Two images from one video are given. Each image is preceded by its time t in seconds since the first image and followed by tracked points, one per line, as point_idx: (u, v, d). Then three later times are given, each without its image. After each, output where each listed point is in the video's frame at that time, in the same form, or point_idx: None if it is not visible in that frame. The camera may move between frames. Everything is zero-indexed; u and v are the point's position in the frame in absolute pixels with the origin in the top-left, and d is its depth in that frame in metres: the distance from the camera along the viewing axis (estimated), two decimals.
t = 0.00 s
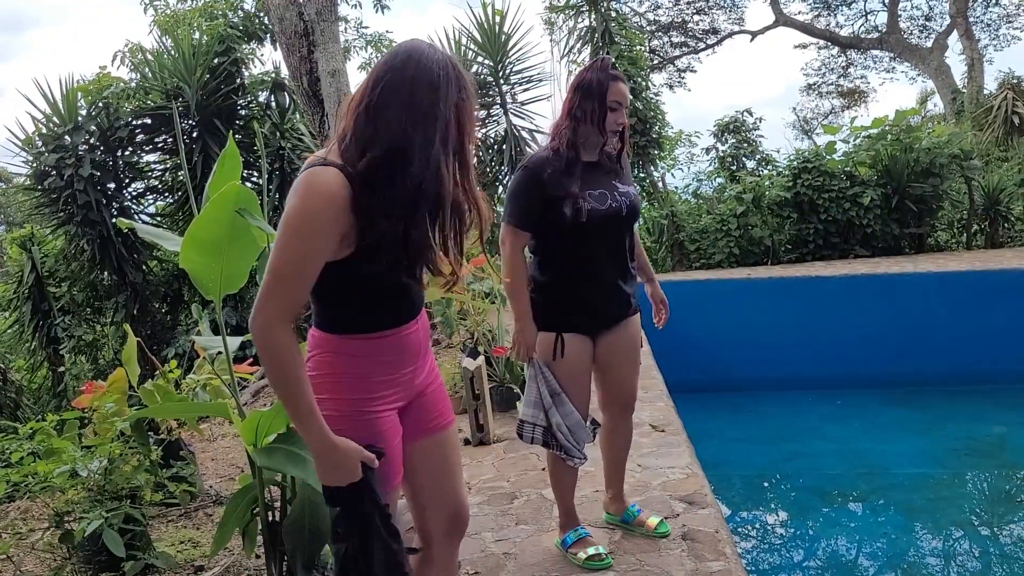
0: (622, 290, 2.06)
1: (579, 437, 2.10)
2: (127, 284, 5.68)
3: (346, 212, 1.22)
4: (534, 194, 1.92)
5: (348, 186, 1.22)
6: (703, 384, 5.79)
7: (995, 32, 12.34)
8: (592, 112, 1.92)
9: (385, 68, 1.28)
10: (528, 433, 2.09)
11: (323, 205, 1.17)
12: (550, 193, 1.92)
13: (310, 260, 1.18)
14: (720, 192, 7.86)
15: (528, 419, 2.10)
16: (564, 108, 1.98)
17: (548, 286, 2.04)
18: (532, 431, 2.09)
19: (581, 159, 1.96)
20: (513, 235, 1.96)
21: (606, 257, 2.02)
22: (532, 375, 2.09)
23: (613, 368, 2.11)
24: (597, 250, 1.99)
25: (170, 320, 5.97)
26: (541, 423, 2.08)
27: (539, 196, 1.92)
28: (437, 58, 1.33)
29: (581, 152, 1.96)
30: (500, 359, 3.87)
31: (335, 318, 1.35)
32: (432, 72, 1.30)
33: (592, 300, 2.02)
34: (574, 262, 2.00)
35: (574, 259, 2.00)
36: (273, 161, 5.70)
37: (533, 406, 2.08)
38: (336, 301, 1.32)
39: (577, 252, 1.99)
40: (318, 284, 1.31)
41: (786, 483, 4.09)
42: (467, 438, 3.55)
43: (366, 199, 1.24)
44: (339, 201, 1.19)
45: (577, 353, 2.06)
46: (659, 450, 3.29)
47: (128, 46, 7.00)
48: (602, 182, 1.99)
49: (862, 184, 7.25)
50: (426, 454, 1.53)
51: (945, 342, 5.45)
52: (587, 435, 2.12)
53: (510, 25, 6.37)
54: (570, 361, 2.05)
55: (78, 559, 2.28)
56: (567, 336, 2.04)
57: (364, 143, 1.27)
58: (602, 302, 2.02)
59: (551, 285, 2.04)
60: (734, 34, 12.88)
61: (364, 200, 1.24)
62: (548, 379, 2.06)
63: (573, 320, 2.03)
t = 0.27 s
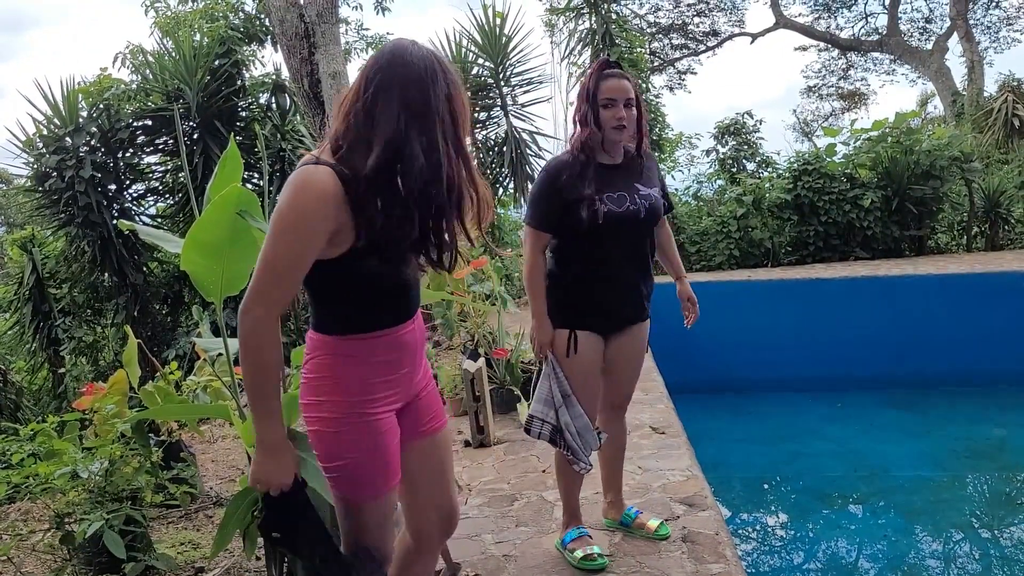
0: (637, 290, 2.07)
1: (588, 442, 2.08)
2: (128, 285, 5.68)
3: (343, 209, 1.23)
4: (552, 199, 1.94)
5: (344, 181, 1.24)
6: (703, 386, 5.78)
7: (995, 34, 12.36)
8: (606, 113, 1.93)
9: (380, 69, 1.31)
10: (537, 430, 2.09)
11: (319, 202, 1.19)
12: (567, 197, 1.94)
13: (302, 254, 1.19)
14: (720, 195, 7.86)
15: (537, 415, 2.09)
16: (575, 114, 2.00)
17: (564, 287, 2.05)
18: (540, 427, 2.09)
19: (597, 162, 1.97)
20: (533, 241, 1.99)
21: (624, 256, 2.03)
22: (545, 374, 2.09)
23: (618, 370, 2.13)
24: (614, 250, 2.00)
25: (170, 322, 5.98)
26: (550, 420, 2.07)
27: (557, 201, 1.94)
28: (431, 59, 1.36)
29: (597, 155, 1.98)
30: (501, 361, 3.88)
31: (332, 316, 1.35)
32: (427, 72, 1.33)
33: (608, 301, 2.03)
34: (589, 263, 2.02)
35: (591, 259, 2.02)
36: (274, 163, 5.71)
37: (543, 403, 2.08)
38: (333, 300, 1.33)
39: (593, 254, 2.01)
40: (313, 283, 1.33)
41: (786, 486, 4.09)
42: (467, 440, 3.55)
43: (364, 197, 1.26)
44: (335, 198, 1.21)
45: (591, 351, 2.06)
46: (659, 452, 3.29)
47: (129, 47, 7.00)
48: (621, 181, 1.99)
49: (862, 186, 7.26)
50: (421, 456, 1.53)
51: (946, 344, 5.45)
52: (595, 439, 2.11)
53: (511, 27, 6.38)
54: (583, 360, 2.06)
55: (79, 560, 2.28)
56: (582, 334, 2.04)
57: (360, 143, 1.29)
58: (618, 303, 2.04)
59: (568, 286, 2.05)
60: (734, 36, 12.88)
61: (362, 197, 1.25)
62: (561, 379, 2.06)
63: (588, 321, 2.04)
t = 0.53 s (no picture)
0: (641, 290, 2.06)
1: (579, 448, 2.09)
2: (127, 289, 5.69)
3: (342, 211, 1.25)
4: (554, 201, 1.97)
5: (345, 181, 1.26)
6: (703, 390, 5.78)
7: (994, 39, 12.38)
8: (607, 116, 1.97)
9: (372, 75, 1.33)
10: (529, 428, 2.14)
11: (318, 204, 1.21)
12: (570, 198, 1.97)
13: (306, 254, 1.20)
14: (720, 199, 7.87)
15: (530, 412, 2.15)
16: (579, 122, 2.07)
17: (567, 286, 2.05)
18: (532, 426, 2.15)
19: (601, 163, 2.02)
20: (537, 242, 2.03)
21: (629, 253, 2.02)
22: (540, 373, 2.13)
23: (621, 373, 2.13)
24: (619, 246, 2.01)
25: (170, 325, 5.98)
26: (540, 419, 2.13)
27: (561, 203, 1.97)
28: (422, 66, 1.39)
29: (601, 157, 2.03)
30: (500, 366, 3.88)
31: (333, 317, 1.35)
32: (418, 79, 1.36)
33: (610, 300, 2.03)
34: (592, 263, 2.02)
35: (596, 259, 2.02)
36: (274, 167, 5.71)
37: (536, 402, 2.14)
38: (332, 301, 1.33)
39: (596, 253, 2.01)
40: (313, 283, 1.33)
41: (785, 490, 4.09)
42: (466, 445, 3.55)
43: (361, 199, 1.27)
44: (333, 200, 1.23)
45: (593, 351, 2.05)
46: (659, 457, 3.29)
47: (129, 51, 7.01)
48: (624, 181, 2.00)
49: (862, 190, 7.26)
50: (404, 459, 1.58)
51: (944, 348, 5.46)
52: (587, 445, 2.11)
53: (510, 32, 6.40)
54: (585, 360, 2.05)
55: (79, 565, 2.28)
56: (582, 334, 2.04)
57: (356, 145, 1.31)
58: (622, 302, 2.03)
59: (573, 286, 2.05)
60: (734, 40, 12.90)
61: (360, 199, 1.27)
62: (553, 380, 2.07)
63: (591, 320, 2.04)
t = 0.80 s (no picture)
0: (642, 288, 2.05)
1: (575, 449, 2.10)
2: (127, 290, 5.69)
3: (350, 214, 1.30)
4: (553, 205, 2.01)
5: (351, 187, 1.31)
6: (702, 393, 5.78)
7: (994, 42, 12.39)
8: (600, 120, 1.99)
9: (386, 80, 1.37)
10: (524, 430, 2.13)
11: (329, 207, 1.27)
12: (569, 202, 2.00)
13: (314, 257, 1.26)
14: (719, 201, 7.88)
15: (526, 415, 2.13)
16: (577, 129, 2.10)
17: (569, 288, 2.06)
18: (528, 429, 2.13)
19: (600, 165, 2.03)
20: (539, 245, 2.08)
21: (629, 253, 2.02)
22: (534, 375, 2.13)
23: (623, 375, 2.12)
24: (619, 246, 2.00)
25: (169, 327, 5.98)
26: (534, 421, 2.11)
27: (560, 208, 2.01)
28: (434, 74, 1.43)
29: (599, 160, 2.04)
30: (500, 369, 3.88)
31: (332, 315, 1.39)
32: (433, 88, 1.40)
33: (611, 299, 2.03)
34: (592, 264, 2.02)
35: (597, 259, 2.02)
36: (274, 169, 5.71)
37: (530, 404, 2.12)
38: (335, 300, 1.37)
39: (595, 253, 2.01)
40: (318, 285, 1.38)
41: (785, 492, 4.10)
42: (466, 447, 3.55)
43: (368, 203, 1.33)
44: (345, 203, 1.28)
45: (595, 350, 2.05)
46: (659, 460, 3.29)
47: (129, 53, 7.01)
48: (622, 182, 2.00)
49: (861, 193, 7.27)
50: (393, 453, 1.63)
51: (943, 351, 5.47)
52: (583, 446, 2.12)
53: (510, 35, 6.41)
54: (583, 361, 2.05)
55: (79, 568, 2.28)
56: (582, 334, 2.04)
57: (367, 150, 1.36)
58: (623, 301, 2.03)
59: (575, 287, 2.06)
60: (734, 42, 12.91)
61: (368, 203, 1.32)
62: (545, 380, 2.10)
63: (593, 319, 2.04)
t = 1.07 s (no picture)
0: (641, 285, 2.05)
1: (583, 450, 2.11)
2: (127, 292, 5.69)
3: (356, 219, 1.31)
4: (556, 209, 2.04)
5: (357, 193, 1.32)
6: (703, 394, 5.78)
7: (994, 43, 12.40)
8: (597, 133, 1.97)
9: (394, 87, 1.38)
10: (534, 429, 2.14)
11: (336, 214, 1.27)
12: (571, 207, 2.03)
13: (322, 263, 1.27)
14: (720, 202, 7.88)
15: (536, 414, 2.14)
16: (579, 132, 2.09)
17: (570, 288, 2.07)
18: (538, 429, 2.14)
19: (602, 170, 2.02)
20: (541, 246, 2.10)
21: (630, 254, 2.02)
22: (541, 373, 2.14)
23: (627, 375, 2.11)
24: (620, 248, 2.01)
25: (170, 328, 5.98)
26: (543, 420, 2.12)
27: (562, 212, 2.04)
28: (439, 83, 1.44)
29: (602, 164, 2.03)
30: (501, 370, 3.88)
31: (333, 313, 1.41)
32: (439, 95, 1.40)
33: (610, 297, 2.02)
34: (593, 263, 2.03)
35: (598, 261, 2.03)
36: (275, 170, 5.71)
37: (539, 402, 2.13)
38: (333, 299, 1.39)
39: (595, 253, 2.02)
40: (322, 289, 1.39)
41: (785, 494, 4.09)
42: (467, 448, 3.55)
43: (373, 207, 1.34)
44: (351, 210, 1.29)
45: (596, 349, 2.05)
46: (659, 461, 3.29)
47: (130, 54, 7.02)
48: (622, 181, 2.01)
49: (862, 195, 7.27)
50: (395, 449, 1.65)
51: (944, 352, 5.47)
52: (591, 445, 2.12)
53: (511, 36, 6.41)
54: (585, 360, 2.05)
55: (80, 569, 2.28)
56: (584, 332, 2.04)
57: (372, 157, 1.37)
58: (625, 302, 2.03)
59: (576, 288, 2.06)
60: (734, 44, 12.92)
61: (374, 210, 1.33)
62: (550, 380, 2.10)
63: (593, 316, 2.04)
